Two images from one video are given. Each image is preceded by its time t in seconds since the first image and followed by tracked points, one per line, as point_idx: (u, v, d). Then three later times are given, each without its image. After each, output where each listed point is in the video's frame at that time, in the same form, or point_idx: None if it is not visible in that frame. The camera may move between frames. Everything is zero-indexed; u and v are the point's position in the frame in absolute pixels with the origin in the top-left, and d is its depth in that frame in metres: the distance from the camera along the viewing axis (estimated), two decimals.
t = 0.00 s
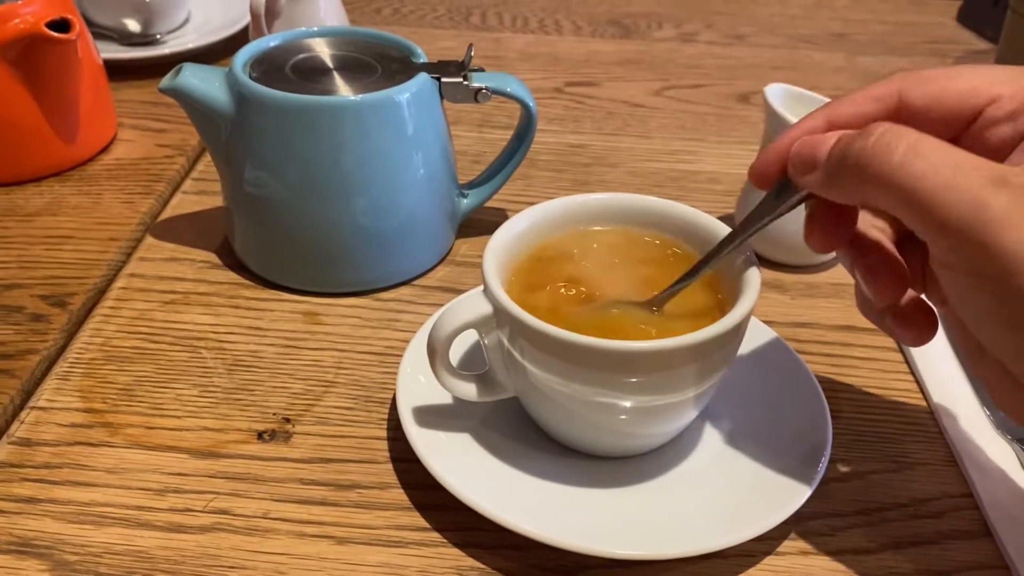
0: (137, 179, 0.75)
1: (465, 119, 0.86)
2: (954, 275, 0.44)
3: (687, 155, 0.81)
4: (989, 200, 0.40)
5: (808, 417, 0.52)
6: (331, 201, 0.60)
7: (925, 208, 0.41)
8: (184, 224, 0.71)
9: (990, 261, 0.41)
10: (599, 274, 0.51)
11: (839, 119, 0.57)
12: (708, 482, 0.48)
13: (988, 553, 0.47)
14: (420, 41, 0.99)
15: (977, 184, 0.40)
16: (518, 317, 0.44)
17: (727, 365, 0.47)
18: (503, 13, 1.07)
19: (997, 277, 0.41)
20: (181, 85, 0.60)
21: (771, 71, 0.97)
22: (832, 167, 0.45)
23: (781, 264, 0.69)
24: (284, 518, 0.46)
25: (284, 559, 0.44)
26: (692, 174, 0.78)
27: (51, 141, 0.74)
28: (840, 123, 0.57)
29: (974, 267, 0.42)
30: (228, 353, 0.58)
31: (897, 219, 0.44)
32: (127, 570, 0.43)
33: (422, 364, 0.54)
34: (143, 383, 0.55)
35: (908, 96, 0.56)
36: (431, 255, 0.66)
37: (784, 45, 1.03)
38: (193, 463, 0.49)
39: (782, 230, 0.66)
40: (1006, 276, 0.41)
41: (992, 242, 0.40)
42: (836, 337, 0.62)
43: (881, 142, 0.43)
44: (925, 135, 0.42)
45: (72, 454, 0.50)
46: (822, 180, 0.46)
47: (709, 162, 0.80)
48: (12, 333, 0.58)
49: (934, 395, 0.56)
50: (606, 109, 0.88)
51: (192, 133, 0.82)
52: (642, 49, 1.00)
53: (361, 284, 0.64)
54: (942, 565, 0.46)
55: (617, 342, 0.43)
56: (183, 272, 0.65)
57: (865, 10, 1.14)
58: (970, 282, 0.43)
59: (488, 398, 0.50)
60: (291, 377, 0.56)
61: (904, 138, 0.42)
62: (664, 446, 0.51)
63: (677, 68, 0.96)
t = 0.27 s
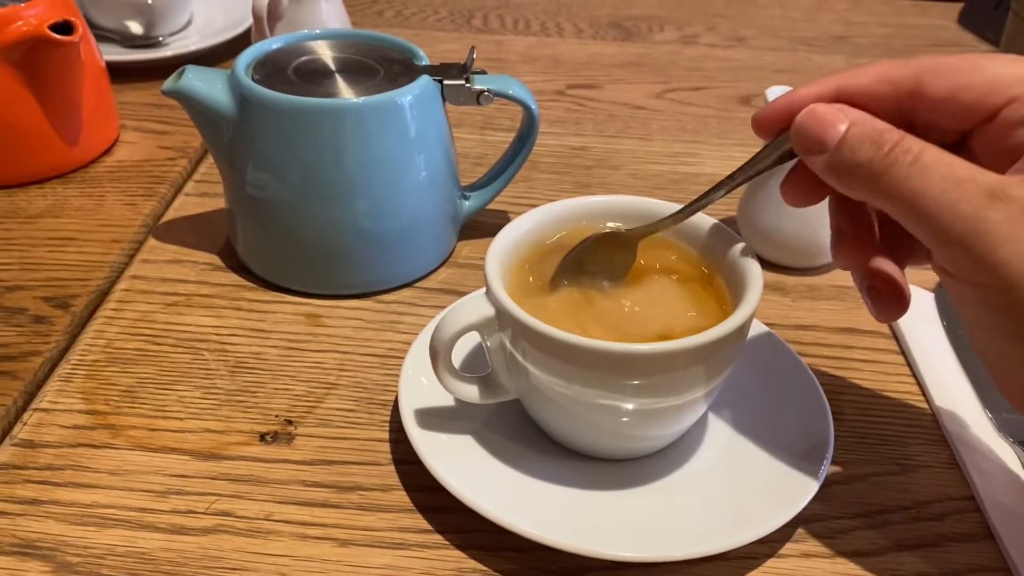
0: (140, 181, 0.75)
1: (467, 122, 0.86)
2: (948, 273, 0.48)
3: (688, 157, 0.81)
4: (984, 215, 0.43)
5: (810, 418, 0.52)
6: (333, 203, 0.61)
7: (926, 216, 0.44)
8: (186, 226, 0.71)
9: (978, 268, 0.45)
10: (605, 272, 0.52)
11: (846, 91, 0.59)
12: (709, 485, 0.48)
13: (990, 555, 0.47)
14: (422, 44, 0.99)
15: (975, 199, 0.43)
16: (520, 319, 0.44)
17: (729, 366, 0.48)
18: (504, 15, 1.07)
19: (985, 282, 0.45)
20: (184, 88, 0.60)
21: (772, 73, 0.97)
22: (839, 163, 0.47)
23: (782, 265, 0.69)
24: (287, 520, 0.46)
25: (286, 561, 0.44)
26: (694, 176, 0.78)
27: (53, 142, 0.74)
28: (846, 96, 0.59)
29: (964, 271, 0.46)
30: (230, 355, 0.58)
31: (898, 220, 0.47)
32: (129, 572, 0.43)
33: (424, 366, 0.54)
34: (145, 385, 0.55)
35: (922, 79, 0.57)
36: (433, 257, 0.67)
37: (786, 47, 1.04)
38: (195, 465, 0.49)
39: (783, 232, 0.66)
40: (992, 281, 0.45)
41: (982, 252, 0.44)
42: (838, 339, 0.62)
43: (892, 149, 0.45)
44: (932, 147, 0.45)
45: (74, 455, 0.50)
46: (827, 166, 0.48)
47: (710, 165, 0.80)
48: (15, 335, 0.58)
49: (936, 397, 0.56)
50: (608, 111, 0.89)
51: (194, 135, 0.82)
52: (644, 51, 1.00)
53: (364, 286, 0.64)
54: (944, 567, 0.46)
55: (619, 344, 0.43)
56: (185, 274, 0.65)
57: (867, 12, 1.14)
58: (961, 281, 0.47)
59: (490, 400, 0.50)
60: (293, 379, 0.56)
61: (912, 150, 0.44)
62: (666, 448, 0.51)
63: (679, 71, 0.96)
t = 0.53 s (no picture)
0: (140, 182, 0.75)
1: (467, 124, 0.86)
2: (932, 308, 0.47)
3: (689, 159, 0.81)
4: (959, 245, 0.42)
5: (811, 421, 0.52)
6: (334, 204, 0.61)
7: (902, 246, 0.44)
8: (186, 227, 0.71)
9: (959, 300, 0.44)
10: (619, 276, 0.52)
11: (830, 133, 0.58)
12: (710, 487, 0.48)
13: (991, 558, 0.47)
14: (422, 45, 0.99)
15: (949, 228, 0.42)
16: (521, 320, 0.44)
17: (730, 369, 0.47)
18: (505, 17, 1.07)
19: (968, 315, 0.44)
20: (184, 89, 0.60)
21: (772, 75, 0.97)
22: (818, 195, 0.48)
23: (783, 267, 0.69)
24: (287, 522, 0.46)
25: (287, 562, 0.44)
26: (694, 178, 0.78)
27: (54, 144, 0.74)
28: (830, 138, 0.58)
29: (946, 304, 0.45)
30: (230, 357, 0.58)
31: (879, 253, 0.47)
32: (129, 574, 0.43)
33: (425, 367, 0.54)
34: (145, 386, 0.55)
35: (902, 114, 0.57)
36: (434, 258, 0.67)
37: (786, 49, 1.04)
38: (196, 467, 0.49)
39: (783, 234, 0.66)
40: (975, 313, 0.44)
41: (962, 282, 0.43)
42: (838, 341, 0.62)
43: (864, 179, 0.45)
44: (908, 175, 0.45)
45: (74, 457, 0.50)
46: (810, 202, 0.49)
47: (711, 167, 0.80)
48: (15, 336, 0.58)
49: (937, 399, 0.56)
50: (608, 113, 0.89)
51: (195, 137, 0.82)
52: (644, 53, 1.00)
53: (364, 288, 0.64)
54: (945, 569, 0.46)
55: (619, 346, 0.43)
56: (186, 275, 0.65)
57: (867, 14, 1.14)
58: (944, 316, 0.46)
59: (490, 402, 0.50)
60: (293, 380, 0.56)
61: (884, 178, 0.44)
62: (666, 450, 0.51)
63: (679, 73, 0.96)
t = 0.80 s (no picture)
0: (142, 184, 0.75)
1: (469, 125, 0.86)
2: (970, 267, 0.45)
3: (690, 161, 0.81)
4: (1007, 200, 0.40)
5: (812, 422, 0.52)
6: (336, 206, 0.61)
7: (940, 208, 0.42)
8: (188, 229, 0.71)
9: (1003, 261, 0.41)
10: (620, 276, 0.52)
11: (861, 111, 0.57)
12: (711, 487, 0.48)
13: (991, 559, 0.47)
14: (424, 48, 0.99)
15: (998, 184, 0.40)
16: (523, 322, 0.44)
17: (732, 369, 0.48)
18: (506, 19, 1.07)
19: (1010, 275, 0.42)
20: (187, 91, 0.60)
21: (773, 77, 0.98)
22: (853, 160, 0.45)
23: (783, 268, 0.69)
24: (289, 523, 0.46)
25: (288, 563, 0.44)
26: (695, 180, 0.79)
27: (56, 145, 0.74)
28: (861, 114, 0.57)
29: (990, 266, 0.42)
30: (232, 358, 0.58)
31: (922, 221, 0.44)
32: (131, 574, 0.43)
33: (426, 368, 0.54)
34: (148, 388, 0.55)
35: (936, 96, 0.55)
36: (435, 260, 0.67)
37: (786, 51, 1.04)
38: (197, 467, 0.50)
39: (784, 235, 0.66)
40: (1014, 273, 0.41)
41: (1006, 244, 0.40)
42: (839, 343, 0.62)
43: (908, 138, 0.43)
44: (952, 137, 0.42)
45: (76, 458, 0.50)
46: (846, 173, 0.46)
47: (712, 169, 0.80)
48: (18, 337, 0.58)
49: (938, 401, 0.56)
50: (609, 115, 0.89)
51: (196, 139, 0.82)
52: (645, 55, 1.01)
53: (366, 289, 0.64)
54: (945, 570, 0.46)
55: (621, 347, 0.43)
56: (188, 277, 0.65)
57: (868, 16, 1.14)
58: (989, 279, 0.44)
59: (492, 403, 0.50)
60: (295, 381, 0.56)
61: (927, 138, 0.42)
62: (668, 451, 0.51)
63: (680, 75, 0.97)
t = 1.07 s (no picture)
0: (141, 185, 0.75)
1: (467, 127, 0.86)
2: (935, 300, 0.47)
3: (688, 163, 0.81)
4: (963, 242, 0.42)
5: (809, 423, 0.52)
6: (335, 207, 0.61)
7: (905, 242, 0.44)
8: (187, 230, 0.71)
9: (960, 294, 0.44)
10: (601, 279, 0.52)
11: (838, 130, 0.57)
12: (708, 489, 0.48)
13: (988, 560, 0.47)
14: (423, 49, 0.99)
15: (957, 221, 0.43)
16: (520, 323, 0.44)
17: (729, 370, 0.48)
18: (505, 21, 1.07)
19: (967, 307, 0.44)
20: (186, 93, 0.60)
21: (771, 79, 0.98)
22: (821, 187, 0.47)
23: (781, 269, 0.69)
24: (286, 524, 0.47)
25: (286, 564, 0.44)
26: (693, 182, 0.79)
27: (55, 147, 0.74)
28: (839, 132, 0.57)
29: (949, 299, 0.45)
30: (231, 359, 0.58)
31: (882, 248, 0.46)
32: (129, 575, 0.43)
33: (424, 370, 0.54)
34: (146, 389, 0.55)
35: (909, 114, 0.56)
36: (434, 261, 0.67)
37: (785, 53, 1.04)
38: (195, 469, 0.50)
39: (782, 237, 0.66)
40: (969, 305, 0.44)
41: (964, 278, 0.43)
42: (837, 344, 0.62)
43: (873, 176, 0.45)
44: (913, 173, 0.45)
45: (74, 459, 0.50)
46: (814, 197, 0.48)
47: (710, 170, 0.80)
48: (16, 338, 0.58)
49: (935, 403, 0.56)
50: (608, 117, 0.89)
51: (195, 140, 0.82)
52: (644, 57, 1.01)
53: (364, 291, 0.64)
54: (942, 572, 0.46)
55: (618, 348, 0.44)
56: (186, 278, 0.65)
57: (866, 18, 1.15)
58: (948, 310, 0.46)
59: (489, 404, 0.50)
60: (293, 383, 0.56)
61: (892, 175, 0.44)
62: (665, 452, 0.51)
63: (679, 77, 0.97)
